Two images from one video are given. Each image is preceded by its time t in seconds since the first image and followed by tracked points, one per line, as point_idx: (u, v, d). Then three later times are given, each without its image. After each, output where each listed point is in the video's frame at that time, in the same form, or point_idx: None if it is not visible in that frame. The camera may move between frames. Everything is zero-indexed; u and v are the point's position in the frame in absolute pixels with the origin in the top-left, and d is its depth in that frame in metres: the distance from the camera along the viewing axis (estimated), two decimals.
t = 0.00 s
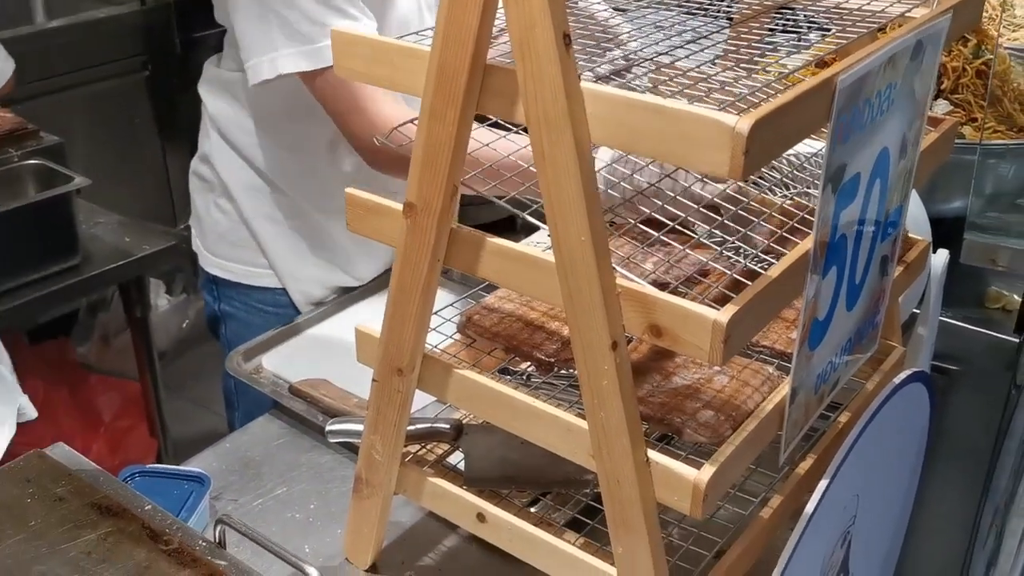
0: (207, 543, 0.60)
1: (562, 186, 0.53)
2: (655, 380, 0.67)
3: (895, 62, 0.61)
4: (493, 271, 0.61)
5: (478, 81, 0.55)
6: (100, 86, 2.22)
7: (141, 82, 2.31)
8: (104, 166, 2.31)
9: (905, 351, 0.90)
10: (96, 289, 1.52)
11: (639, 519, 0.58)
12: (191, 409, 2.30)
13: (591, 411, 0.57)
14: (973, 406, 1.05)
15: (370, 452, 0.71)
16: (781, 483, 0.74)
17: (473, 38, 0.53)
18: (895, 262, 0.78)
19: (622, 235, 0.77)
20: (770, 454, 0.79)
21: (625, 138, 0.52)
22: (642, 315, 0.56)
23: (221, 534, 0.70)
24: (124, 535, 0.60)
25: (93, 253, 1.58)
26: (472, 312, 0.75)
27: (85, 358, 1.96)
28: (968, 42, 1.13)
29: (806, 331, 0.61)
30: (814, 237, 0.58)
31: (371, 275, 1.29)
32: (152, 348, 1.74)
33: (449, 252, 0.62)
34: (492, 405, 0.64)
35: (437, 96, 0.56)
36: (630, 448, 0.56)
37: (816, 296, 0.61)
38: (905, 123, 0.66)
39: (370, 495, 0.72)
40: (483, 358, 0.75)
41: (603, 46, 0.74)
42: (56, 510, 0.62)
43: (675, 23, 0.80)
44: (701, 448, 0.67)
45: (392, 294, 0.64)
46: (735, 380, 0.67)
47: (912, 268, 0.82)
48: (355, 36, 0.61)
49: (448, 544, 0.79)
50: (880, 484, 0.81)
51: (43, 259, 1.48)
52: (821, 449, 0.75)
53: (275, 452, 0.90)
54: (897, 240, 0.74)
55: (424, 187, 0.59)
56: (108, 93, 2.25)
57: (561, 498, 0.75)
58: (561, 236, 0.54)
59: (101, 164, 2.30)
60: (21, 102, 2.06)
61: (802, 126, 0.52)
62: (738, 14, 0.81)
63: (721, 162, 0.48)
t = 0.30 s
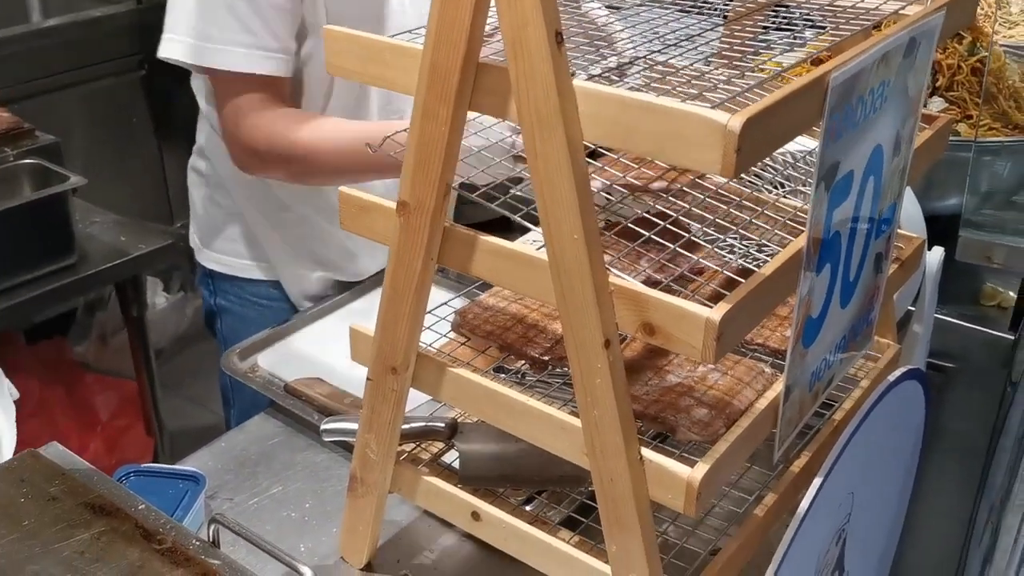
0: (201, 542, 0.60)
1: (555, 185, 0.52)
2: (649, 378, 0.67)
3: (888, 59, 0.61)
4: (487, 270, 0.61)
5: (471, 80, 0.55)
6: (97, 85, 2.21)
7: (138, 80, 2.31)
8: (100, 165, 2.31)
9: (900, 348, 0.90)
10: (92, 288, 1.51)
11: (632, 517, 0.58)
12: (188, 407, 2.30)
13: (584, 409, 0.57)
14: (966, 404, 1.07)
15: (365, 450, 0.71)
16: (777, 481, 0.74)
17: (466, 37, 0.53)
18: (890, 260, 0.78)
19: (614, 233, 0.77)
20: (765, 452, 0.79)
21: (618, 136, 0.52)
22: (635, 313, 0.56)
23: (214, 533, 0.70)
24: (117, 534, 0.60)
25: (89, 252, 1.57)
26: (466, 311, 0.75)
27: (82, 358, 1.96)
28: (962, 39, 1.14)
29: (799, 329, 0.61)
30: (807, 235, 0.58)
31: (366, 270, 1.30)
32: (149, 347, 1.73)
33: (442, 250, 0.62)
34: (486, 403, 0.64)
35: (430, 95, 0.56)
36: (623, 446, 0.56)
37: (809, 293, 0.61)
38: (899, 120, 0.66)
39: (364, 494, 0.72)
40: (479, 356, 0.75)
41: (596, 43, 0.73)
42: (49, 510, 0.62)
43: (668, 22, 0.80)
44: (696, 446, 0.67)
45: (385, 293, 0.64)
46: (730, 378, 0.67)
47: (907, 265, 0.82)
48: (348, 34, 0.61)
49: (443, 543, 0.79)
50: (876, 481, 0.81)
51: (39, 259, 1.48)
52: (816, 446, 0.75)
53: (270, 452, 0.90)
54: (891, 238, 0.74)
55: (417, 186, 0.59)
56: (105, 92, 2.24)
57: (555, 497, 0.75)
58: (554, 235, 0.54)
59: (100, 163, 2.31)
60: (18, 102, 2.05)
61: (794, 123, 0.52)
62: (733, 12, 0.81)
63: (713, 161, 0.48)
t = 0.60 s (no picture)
0: (194, 542, 0.60)
1: (548, 183, 0.52)
2: (643, 376, 0.67)
3: (881, 57, 0.61)
4: (481, 269, 0.60)
5: (463, 79, 0.55)
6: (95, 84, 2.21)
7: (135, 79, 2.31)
8: (98, 163, 2.31)
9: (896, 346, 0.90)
10: (88, 288, 1.51)
11: (626, 517, 0.58)
12: (187, 407, 2.30)
13: (578, 409, 0.57)
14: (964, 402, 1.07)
15: (359, 450, 0.71)
16: (772, 480, 0.74)
17: (458, 35, 0.53)
18: (884, 258, 0.77)
19: (608, 231, 0.77)
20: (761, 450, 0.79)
21: (611, 135, 0.51)
22: (628, 312, 0.56)
23: (207, 532, 0.69)
24: (110, 534, 0.60)
25: (85, 252, 1.57)
26: (460, 310, 0.74)
27: (79, 357, 1.96)
28: (958, 37, 1.14)
29: (793, 327, 0.61)
30: (800, 233, 0.58)
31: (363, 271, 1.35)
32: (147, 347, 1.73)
33: (436, 249, 0.62)
34: (481, 402, 0.64)
35: (422, 94, 0.56)
36: (616, 445, 0.56)
37: (803, 292, 0.61)
38: (893, 118, 0.66)
39: (359, 493, 0.72)
40: (473, 355, 0.74)
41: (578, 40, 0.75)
42: (41, 510, 0.62)
43: (662, 20, 0.80)
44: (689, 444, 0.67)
45: (379, 292, 0.64)
46: (724, 377, 0.67)
47: (902, 263, 0.82)
48: (341, 33, 0.61)
49: (439, 542, 0.79)
50: (873, 480, 0.81)
51: (35, 258, 1.48)
52: (812, 445, 0.75)
53: (265, 451, 0.90)
54: (885, 235, 0.74)
55: (410, 185, 0.59)
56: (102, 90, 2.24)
57: (551, 495, 0.75)
58: (548, 234, 0.54)
59: (99, 162, 2.31)
60: (15, 101, 2.05)
61: (787, 121, 0.52)
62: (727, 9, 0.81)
63: (704, 159, 0.48)
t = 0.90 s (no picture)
0: (191, 542, 0.60)
1: (542, 181, 0.52)
2: (640, 374, 0.67)
3: (877, 53, 0.61)
4: (477, 268, 0.60)
5: (458, 77, 0.55)
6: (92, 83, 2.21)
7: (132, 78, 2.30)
8: (96, 163, 2.31)
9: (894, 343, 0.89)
10: (87, 287, 1.51)
11: (623, 515, 0.58)
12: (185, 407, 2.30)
13: (575, 407, 0.57)
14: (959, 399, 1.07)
15: (357, 448, 0.71)
16: (770, 477, 0.74)
17: (452, 34, 0.53)
18: (881, 254, 0.77)
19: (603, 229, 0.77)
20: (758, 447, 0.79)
21: (606, 133, 0.51)
22: (624, 309, 0.55)
23: (204, 532, 0.69)
24: (107, 534, 0.60)
25: (83, 251, 1.57)
26: (457, 308, 0.74)
27: (77, 357, 1.97)
28: (956, 33, 1.14)
29: (789, 325, 0.61)
30: (796, 230, 0.58)
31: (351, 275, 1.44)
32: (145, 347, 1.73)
33: (432, 248, 0.62)
34: (477, 401, 0.64)
35: (417, 92, 0.56)
36: (613, 442, 0.56)
37: (799, 289, 0.61)
38: (889, 114, 0.66)
39: (357, 492, 0.72)
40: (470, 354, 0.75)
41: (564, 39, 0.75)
42: (38, 510, 0.62)
43: (656, 17, 0.80)
44: (685, 441, 0.67)
45: (375, 291, 0.64)
46: (720, 375, 0.67)
47: (900, 260, 0.82)
48: (335, 31, 0.61)
49: (437, 541, 0.79)
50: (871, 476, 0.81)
51: (33, 258, 1.48)
52: (810, 442, 0.75)
53: (263, 450, 0.90)
54: (882, 232, 0.74)
55: (405, 184, 0.59)
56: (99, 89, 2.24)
57: (549, 494, 0.75)
58: (543, 231, 0.53)
59: (96, 161, 2.31)
60: (14, 101, 2.06)
61: (782, 118, 0.52)
62: (723, 6, 0.81)
63: (699, 157, 0.48)
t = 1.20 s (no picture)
0: (190, 544, 0.60)
1: (539, 181, 0.52)
2: (639, 373, 0.67)
3: (875, 50, 0.60)
4: (474, 268, 0.60)
5: (454, 77, 0.55)
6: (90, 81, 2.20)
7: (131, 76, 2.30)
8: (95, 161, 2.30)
9: (894, 340, 0.89)
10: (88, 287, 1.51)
11: (622, 515, 0.58)
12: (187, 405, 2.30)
13: (573, 407, 0.57)
14: (960, 397, 1.07)
15: (356, 448, 0.71)
16: (769, 475, 0.74)
17: (447, 34, 0.53)
18: (881, 252, 0.77)
19: (602, 227, 0.77)
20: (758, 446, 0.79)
21: (602, 132, 0.51)
22: (622, 309, 0.55)
23: (203, 533, 0.69)
24: (106, 536, 0.60)
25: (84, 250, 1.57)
26: (456, 307, 0.74)
27: (77, 357, 1.89)
28: (956, 28, 1.14)
29: (788, 323, 0.60)
30: (794, 229, 0.57)
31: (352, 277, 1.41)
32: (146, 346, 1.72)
33: (429, 248, 0.62)
34: (475, 400, 0.64)
35: (413, 92, 0.56)
36: (611, 442, 0.56)
37: (798, 287, 0.61)
38: (888, 111, 0.66)
39: (356, 492, 0.72)
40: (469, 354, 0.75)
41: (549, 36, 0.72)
42: (37, 512, 0.62)
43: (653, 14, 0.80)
44: (684, 440, 0.67)
45: (373, 291, 0.64)
46: (719, 373, 0.67)
47: (900, 256, 0.82)
48: (331, 31, 0.60)
49: (437, 540, 0.79)
50: (870, 474, 0.81)
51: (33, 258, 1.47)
52: (810, 440, 0.75)
53: (264, 450, 0.90)
54: (882, 229, 0.74)
55: (402, 184, 0.59)
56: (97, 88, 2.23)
57: (549, 493, 0.75)
58: (540, 231, 0.53)
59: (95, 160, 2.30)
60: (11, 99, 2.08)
61: (780, 116, 0.52)
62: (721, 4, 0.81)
63: (696, 156, 0.47)
